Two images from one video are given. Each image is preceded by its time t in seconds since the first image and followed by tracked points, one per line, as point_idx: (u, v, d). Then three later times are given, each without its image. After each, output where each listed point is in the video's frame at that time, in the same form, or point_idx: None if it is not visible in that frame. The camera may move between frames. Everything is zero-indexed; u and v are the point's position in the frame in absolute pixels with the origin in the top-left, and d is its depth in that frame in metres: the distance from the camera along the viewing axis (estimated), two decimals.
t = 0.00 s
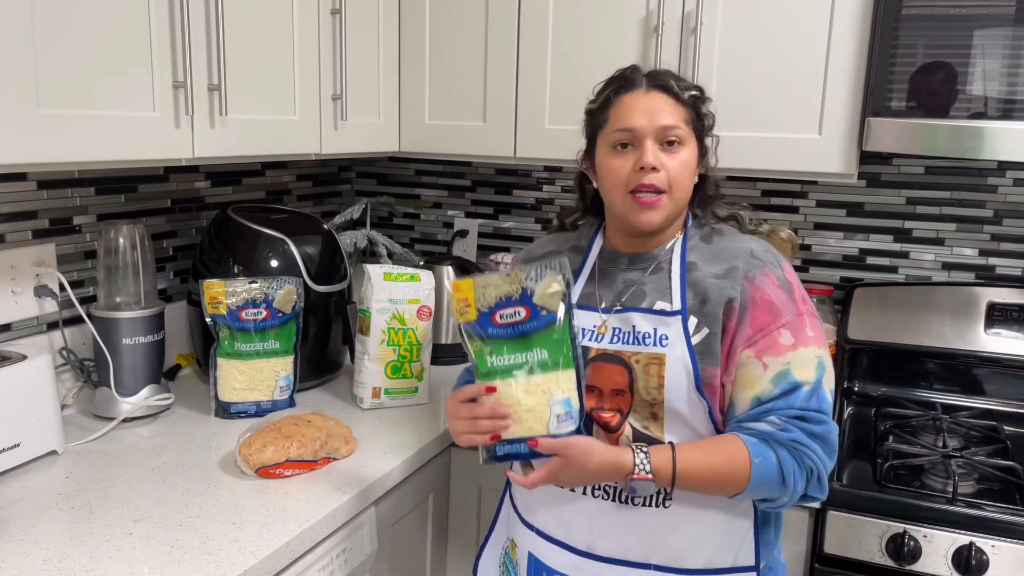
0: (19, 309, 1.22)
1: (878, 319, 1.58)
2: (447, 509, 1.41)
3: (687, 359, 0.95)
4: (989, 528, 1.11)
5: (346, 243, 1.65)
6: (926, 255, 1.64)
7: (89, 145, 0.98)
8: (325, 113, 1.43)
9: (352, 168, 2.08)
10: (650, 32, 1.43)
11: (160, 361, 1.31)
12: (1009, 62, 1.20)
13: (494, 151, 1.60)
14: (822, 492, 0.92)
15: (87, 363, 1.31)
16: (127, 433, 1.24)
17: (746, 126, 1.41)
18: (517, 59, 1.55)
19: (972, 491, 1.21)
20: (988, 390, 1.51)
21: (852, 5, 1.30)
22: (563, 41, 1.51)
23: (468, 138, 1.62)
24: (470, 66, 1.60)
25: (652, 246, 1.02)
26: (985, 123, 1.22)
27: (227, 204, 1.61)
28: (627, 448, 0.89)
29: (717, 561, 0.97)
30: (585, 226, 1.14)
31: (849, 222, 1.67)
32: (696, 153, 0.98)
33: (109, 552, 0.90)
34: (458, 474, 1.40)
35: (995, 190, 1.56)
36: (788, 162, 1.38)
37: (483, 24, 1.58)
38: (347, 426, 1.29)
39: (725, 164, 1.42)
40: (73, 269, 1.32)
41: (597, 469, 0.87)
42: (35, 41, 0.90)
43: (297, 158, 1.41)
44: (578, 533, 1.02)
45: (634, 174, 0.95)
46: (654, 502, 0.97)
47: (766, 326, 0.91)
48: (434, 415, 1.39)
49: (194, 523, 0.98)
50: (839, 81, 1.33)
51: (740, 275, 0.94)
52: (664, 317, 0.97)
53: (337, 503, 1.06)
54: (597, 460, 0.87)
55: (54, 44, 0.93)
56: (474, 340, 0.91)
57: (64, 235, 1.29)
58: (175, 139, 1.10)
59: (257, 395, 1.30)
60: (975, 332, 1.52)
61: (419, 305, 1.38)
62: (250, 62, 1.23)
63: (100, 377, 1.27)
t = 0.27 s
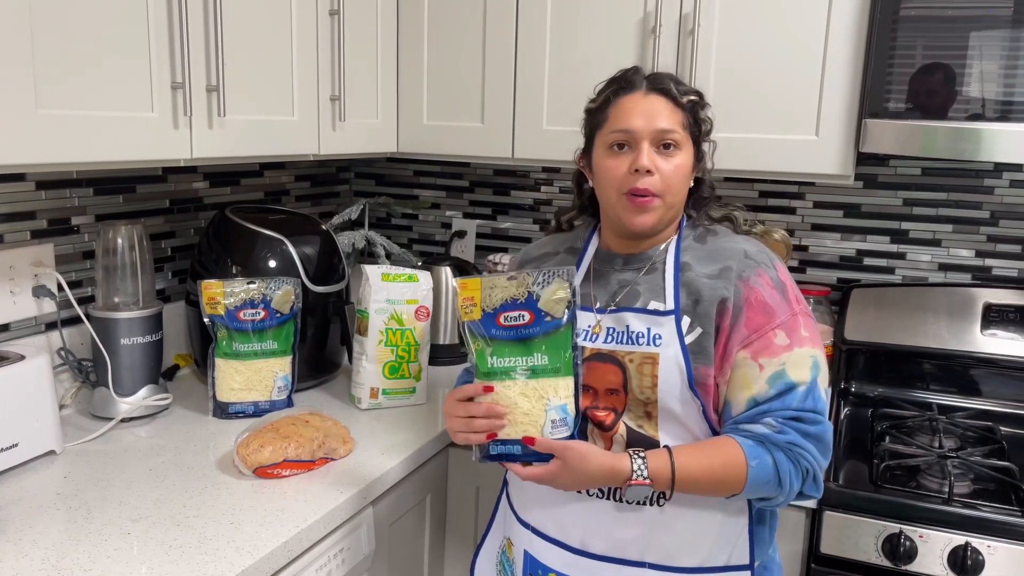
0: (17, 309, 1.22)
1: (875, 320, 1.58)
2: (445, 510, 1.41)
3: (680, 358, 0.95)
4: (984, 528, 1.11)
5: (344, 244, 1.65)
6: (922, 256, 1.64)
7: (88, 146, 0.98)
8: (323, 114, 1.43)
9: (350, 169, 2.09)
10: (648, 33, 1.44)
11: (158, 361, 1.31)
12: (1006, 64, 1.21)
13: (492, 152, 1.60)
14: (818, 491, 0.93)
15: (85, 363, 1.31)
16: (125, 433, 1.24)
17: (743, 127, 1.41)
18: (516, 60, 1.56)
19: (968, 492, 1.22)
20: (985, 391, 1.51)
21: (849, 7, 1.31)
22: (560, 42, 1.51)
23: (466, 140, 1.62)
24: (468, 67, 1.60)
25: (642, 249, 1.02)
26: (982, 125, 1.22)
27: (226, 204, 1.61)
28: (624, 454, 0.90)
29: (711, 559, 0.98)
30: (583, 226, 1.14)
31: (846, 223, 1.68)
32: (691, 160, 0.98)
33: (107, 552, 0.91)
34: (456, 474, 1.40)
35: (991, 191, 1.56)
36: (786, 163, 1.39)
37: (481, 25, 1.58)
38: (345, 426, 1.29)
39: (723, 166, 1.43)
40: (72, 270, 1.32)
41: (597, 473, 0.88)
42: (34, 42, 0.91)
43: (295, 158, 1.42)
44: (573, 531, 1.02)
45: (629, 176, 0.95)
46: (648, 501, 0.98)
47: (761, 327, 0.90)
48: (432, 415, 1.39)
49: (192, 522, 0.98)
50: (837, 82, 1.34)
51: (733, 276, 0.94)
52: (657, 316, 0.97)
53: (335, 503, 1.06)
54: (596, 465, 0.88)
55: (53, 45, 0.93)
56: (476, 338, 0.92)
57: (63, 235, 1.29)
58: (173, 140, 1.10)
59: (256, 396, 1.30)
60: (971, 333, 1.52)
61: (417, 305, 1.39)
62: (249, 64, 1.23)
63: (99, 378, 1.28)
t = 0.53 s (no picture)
0: (18, 309, 1.23)
1: (874, 320, 1.59)
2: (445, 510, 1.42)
3: (683, 361, 0.96)
4: (983, 528, 1.11)
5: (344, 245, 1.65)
6: (921, 257, 1.64)
7: (88, 146, 0.98)
8: (323, 114, 1.44)
9: (350, 169, 2.09)
10: (647, 34, 1.44)
11: (158, 361, 1.32)
12: (1006, 65, 1.21)
13: (492, 152, 1.60)
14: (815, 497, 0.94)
15: (85, 363, 1.31)
16: (125, 432, 1.25)
17: (743, 128, 1.41)
18: (515, 61, 1.56)
19: (966, 492, 1.22)
20: (984, 391, 1.52)
21: (848, 7, 1.31)
22: (559, 42, 1.52)
23: (466, 140, 1.62)
24: (468, 68, 1.61)
25: (624, 250, 1.03)
26: (982, 126, 1.22)
27: (226, 205, 1.62)
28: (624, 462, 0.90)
29: (708, 562, 0.98)
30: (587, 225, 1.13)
31: (845, 224, 1.68)
32: (630, 165, 0.95)
33: (107, 551, 0.91)
34: (455, 474, 1.40)
35: (991, 192, 1.57)
36: (785, 163, 1.39)
37: (481, 26, 1.58)
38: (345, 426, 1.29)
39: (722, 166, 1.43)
40: (72, 270, 1.32)
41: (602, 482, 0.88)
42: (34, 43, 0.91)
43: (295, 159, 1.42)
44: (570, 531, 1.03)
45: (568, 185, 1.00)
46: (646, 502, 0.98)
47: (767, 334, 0.92)
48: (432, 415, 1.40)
49: (192, 522, 0.98)
50: (836, 83, 1.34)
51: (740, 281, 0.95)
52: (661, 320, 0.98)
53: (335, 502, 1.06)
54: (600, 475, 0.87)
55: (53, 45, 0.93)
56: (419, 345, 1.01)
57: (63, 235, 1.30)
58: (173, 140, 1.10)
59: (255, 396, 1.30)
60: (970, 333, 1.52)
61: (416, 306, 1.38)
62: (249, 64, 1.24)
63: (99, 378, 1.28)
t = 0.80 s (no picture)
0: (19, 309, 1.23)
1: (875, 321, 1.58)
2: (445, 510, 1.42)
3: (659, 368, 0.96)
4: (983, 530, 1.11)
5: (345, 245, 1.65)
6: (923, 257, 1.64)
7: (90, 146, 0.98)
8: (324, 114, 1.44)
9: (351, 169, 2.09)
10: (648, 34, 1.44)
11: (159, 361, 1.32)
12: (1009, 65, 1.21)
13: (492, 152, 1.60)
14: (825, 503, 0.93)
15: (86, 363, 1.31)
16: (125, 432, 1.25)
17: (744, 128, 1.41)
18: (516, 61, 1.56)
19: (968, 493, 1.22)
20: (985, 392, 1.51)
21: (849, 7, 1.31)
22: (560, 42, 1.52)
23: (467, 140, 1.62)
24: (469, 67, 1.61)
25: (610, 253, 1.05)
26: (984, 126, 1.22)
27: (227, 205, 1.62)
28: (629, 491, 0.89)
29: (695, 564, 0.98)
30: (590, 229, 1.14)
31: (846, 224, 1.68)
32: (585, 173, 0.98)
33: (107, 551, 0.91)
34: (455, 475, 1.40)
35: (992, 193, 1.57)
36: (786, 164, 1.39)
37: (482, 26, 1.58)
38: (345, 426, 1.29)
39: (723, 167, 1.43)
40: (73, 270, 1.32)
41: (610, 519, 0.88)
42: (35, 42, 0.91)
43: (296, 159, 1.42)
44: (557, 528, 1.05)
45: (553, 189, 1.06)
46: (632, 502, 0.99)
47: (755, 346, 0.90)
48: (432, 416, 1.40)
49: (192, 522, 0.98)
50: (838, 83, 1.34)
51: (725, 292, 0.94)
52: (641, 326, 0.98)
53: (335, 503, 1.06)
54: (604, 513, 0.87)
55: (55, 44, 0.93)
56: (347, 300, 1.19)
57: (65, 235, 1.30)
58: (174, 140, 1.10)
59: (256, 396, 1.30)
60: (971, 334, 1.52)
61: (417, 306, 1.38)
62: (250, 65, 1.24)
63: (100, 378, 1.28)
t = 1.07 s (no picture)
0: (21, 308, 1.23)
1: (879, 321, 1.58)
2: (446, 511, 1.41)
3: (637, 366, 0.95)
4: (987, 531, 1.11)
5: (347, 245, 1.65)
6: (927, 258, 1.63)
7: (92, 145, 0.98)
8: (326, 113, 1.44)
9: (354, 169, 2.09)
10: (651, 34, 1.44)
11: (162, 361, 1.32)
12: (1013, 65, 1.20)
13: (494, 152, 1.60)
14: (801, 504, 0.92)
15: (88, 362, 1.31)
16: (127, 432, 1.25)
17: (748, 128, 1.40)
18: (519, 62, 1.56)
19: (972, 494, 1.21)
20: (989, 393, 1.51)
21: (853, 7, 1.31)
22: (562, 42, 1.51)
23: (469, 140, 1.62)
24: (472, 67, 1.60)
25: (594, 250, 1.06)
26: (988, 126, 1.22)
27: (230, 205, 1.62)
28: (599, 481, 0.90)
29: (672, 563, 0.99)
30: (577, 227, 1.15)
31: (850, 224, 1.67)
32: (567, 170, 0.98)
33: (109, 551, 0.91)
34: (457, 475, 1.40)
35: (996, 193, 1.56)
36: (791, 164, 1.38)
37: (484, 26, 1.58)
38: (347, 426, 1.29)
39: (728, 168, 1.42)
40: (74, 269, 1.32)
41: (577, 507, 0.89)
42: (37, 43, 0.91)
43: (299, 159, 1.42)
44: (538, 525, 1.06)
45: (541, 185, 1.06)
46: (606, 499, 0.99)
47: (732, 343, 0.90)
48: (433, 416, 1.39)
49: (193, 522, 0.98)
50: (841, 83, 1.33)
51: (703, 289, 0.94)
52: (621, 324, 0.98)
53: (337, 503, 1.06)
54: (572, 500, 0.88)
55: (57, 44, 0.93)
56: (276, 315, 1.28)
57: (67, 235, 1.30)
58: (176, 140, 1.10)
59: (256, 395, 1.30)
60: (975, 334, 1.51)
61: (419, 306, 1.38)
62: (252, 65, 1.24)
63: (102, 377, 1.28)
